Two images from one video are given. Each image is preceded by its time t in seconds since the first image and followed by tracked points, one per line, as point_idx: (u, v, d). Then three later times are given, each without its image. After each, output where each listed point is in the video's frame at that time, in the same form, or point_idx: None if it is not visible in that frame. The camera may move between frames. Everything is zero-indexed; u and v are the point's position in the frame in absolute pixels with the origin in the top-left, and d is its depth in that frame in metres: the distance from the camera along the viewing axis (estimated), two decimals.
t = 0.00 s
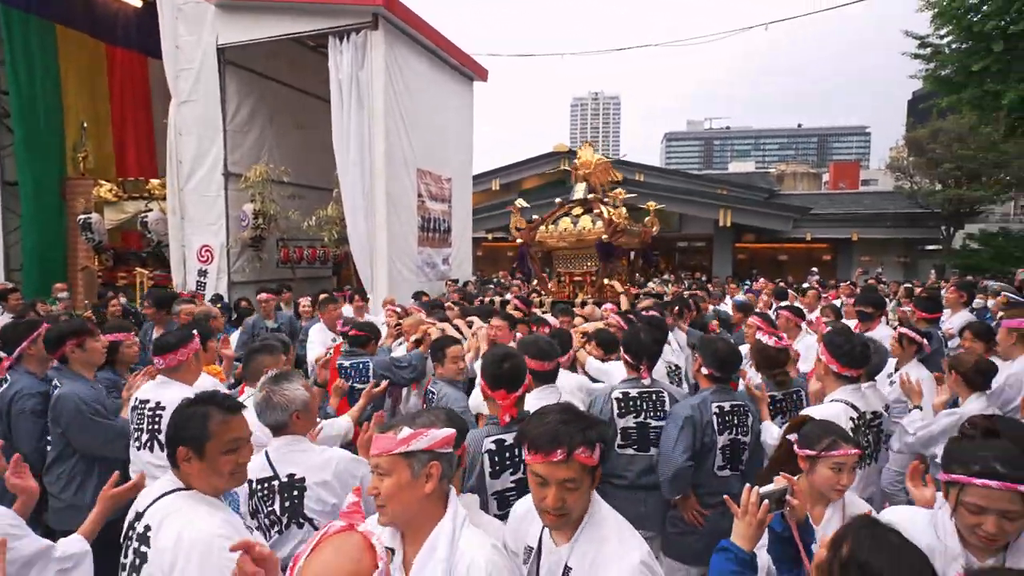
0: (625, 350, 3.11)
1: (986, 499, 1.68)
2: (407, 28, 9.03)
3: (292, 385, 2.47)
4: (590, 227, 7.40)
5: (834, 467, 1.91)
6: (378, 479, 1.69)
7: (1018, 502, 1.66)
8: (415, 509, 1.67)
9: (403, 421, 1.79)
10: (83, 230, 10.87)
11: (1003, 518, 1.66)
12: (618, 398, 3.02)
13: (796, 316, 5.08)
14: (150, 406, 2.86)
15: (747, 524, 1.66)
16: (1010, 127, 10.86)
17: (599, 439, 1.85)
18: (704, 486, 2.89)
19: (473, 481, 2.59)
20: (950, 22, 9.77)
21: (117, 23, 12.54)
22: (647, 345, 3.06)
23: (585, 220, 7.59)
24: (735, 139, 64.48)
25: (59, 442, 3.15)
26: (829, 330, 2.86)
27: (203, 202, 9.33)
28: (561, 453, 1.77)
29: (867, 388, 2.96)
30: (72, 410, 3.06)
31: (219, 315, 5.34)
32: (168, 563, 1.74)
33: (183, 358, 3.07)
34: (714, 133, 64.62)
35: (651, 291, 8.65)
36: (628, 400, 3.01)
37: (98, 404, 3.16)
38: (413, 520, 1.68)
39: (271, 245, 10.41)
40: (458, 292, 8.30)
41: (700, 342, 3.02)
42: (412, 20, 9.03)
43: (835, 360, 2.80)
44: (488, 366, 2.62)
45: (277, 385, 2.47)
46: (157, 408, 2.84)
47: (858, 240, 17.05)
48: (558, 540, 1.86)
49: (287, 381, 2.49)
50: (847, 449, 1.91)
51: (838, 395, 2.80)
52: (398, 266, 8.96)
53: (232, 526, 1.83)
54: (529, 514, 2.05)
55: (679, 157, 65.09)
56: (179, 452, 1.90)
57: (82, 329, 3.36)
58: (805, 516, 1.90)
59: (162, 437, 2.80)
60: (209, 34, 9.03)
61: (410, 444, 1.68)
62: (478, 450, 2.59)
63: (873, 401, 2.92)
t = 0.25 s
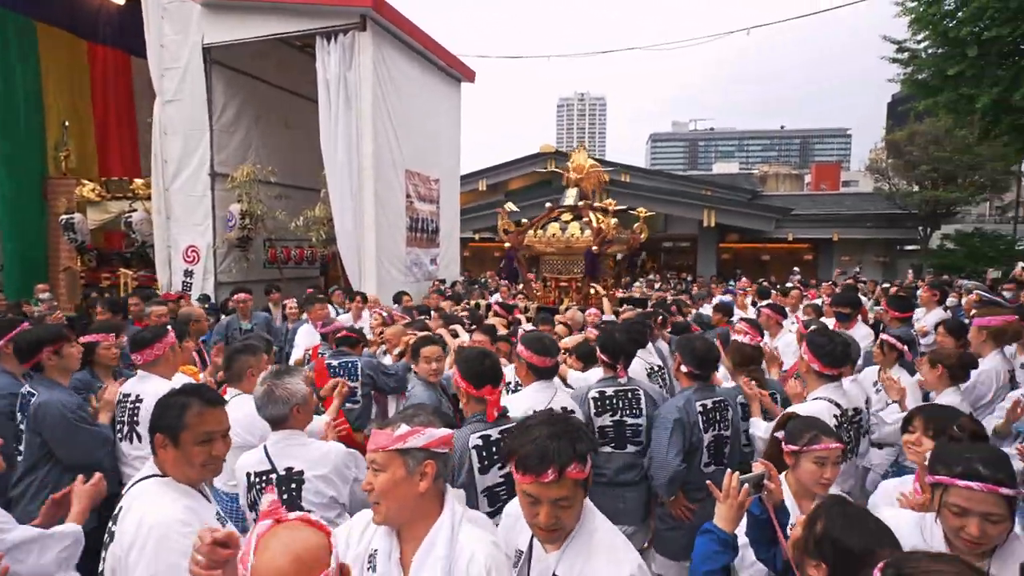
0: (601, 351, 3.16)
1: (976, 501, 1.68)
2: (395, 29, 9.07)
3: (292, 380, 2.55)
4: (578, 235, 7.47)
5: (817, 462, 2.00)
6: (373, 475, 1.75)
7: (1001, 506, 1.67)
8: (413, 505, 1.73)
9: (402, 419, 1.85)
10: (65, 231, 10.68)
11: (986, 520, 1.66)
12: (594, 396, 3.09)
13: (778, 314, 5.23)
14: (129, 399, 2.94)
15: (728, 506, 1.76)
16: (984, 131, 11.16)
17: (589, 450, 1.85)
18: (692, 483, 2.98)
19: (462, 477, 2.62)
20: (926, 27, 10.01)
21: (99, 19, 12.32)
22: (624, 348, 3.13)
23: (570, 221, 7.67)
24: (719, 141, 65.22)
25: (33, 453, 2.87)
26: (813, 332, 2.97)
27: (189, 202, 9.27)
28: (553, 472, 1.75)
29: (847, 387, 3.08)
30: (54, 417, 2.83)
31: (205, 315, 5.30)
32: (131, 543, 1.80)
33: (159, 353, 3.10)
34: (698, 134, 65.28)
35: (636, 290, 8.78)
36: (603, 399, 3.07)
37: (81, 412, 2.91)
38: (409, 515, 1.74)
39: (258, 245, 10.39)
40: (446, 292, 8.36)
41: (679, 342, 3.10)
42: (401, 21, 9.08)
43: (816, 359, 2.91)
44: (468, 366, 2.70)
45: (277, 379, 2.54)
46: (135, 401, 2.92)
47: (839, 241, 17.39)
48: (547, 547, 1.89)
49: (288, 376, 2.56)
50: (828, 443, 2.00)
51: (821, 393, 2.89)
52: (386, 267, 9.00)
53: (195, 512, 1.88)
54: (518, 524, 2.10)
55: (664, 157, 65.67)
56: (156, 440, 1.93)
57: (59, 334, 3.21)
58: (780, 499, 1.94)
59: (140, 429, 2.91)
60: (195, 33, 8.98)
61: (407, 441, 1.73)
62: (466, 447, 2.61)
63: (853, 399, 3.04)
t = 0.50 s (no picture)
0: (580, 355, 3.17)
1: (976, 504, 1.59)
2: (383, 30, 9.06)
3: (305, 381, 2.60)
4: (561, 229, 7.53)
5: (799, 462, 2.06)
6: (352, 481, 1.67)
7: (1000, 508, 1.58)
8: (391, 516, 1.65)
9: (382, 426, 1.79)
10: (47, 231, 10.53)
11: (982, 522, 1.58)
12: (572, 398, 3.15)
13: (765, 315, 5.33)
14: (117, 394, 2.96)
15: (715, 501, 1.83)
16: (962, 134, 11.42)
17: (600, 491, 1.54)
18: (678, 484, 3.02)
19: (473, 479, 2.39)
20: (906, 32, 10.28)
21: (82, 20, 12.33)
22: (602, 350, 3.15)
23: (555, 220, 7.72)
24: (705, 142, 65.88)
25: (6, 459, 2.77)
26: (806, 328, 3.06)
27: (176, 203, 9.20)
28: (553, 517, 1.48)
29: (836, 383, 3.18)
30: (34, 420, 2.78)
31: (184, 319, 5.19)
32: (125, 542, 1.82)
33: (142, 352, 3.13)
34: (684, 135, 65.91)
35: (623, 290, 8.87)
36: (582, 400, 3.13)
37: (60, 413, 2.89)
38: (385, 524, 1.65)
39: (246, 246, 10.36)
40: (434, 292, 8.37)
41: (655, 346, 3.14)
42: (389, 22, 9.07)
43: (809, 354, 2.99)
44: (468, 361, 2.49)
45: (289, 381, 2.58)
46: (124, 396, 2.95)
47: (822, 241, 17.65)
48: None
49: (300, 378, 2.60)
50: (813, 447, 2.05)
51: (814, 387, 2.98)
52: (375, 267, 9.01)
53: (188, 507, 1.92)
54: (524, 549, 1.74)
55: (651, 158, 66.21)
56: (145, 442, 1.94)
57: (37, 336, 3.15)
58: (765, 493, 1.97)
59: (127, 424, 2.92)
60: (181, 33, 8.93)
61: (388, 451, 1.64)
62: (473, 447, 2.40)
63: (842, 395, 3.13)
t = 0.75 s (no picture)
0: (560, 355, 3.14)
1: (954, 500, 1.61)
2: (373, 30, 9.07)
3: (329, 382, 2.63)
4: (550, 236, 7.55)
5: (785, 454, 2.14)
6: (305, 481, 1.71)
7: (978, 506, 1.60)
8: (345, 513, 1.69)
9: (336, 428, 1.81)
10: (29, 230, 10.37)
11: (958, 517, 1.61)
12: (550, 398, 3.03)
13: (756, 315, 5.42)
14: (104, 391, 2.93)
15: (703, 493, 1.88)
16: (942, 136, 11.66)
17: (615, 515, 1.44)
18: (667, 483, 3.05)
19: (500, 477, 2.33)
20: (888, 36, 10.52)
21: (65, 16, 12.08)
22: (584, 351, 3.11)
23: (542, 222, 7.77)
24: (692, 142, 66.41)
25: None
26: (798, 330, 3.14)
27: (162, 202, 9.12)
28: (561, 549, 1.38)
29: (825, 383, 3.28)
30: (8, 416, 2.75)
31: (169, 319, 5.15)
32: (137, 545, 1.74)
33: (131, 350, 3.13)
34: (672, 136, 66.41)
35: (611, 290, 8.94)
36: (560, 400, 3.02)
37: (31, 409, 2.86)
38: (341, 521, 1.71)
39: (233, 246, 10.30)
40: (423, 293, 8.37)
41: (636, 349, 3.23)
42: (378, 21, 9.07)
43: (801, 354, 3.07)
44: (481, 359, 2.50)
45: (314, 379, 2.61)
46: (109, 393, 2.92)
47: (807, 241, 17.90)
48: None
49: (324, 377, 2.64)
50: (801, 437, 2.13)
51: (805, 387, 3.05)
52: (365, 267, 9.01)
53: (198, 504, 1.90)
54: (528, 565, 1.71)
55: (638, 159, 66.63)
56: (156, 442, 1.91)
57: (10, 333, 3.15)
58: (750, 483, 2.04)
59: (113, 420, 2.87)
60: (167, 31, 8.85)
61: (339, 452, 1.66)
62: (495, 444, 2.37)
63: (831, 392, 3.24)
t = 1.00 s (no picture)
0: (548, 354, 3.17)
1: (918, 492, 1.65)
2: (363, 30, 9.07)
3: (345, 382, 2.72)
4: (536, 227, 7.55)
5: (773, 453, 2.19)
6: (265, 476, 1.74)
7: (940, 497, 1.64)
8: (303, 508, 1.72)
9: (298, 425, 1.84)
10: (13, 230, 10.20)
11: (920, 507, 1.64)
12: (535, 398, 3.02)
13: (747, 314, 5.50)
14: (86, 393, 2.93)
15: (691, 487, 1.92)
16: (926, 137, 11.85)
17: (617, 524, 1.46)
18: (656, 482, 3.11)
19: (507, 479, 2.37)
20: (873, 38, 10.71)
21: (49, 13, 11.79)
22: (571, 351, 3.15)
23: (530, 217, 7.73)
24: (680, 143, 66.84)
25: None
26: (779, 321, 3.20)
27: (150, 202, 9.05)
28: (564, 559, 1.39)
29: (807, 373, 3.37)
30: None
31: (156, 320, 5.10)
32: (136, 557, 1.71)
33: (116, 351, 3.11)
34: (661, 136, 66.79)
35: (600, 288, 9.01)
36: (545, 400, 3.01)
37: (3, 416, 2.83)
38: (300, 517, 1.73)
39: (222, 246, 10.25)
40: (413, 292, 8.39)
41: (622, 346, 3.25)
42: (368, 21, 9.06)
43: (787, 347, 3.13)
44: (490, 360, 2.49)
45: (332, 379, 2.69)
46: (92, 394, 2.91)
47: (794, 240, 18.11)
48: None
49: (339, 378, 2.70)
50: (789, 437, 2.18)
51: (791, 376, 3.12)
52: (356, 267, 9.01)
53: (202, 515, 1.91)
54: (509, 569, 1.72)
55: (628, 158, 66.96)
56: (168, 445, 1.94)
57: None
58: (737, 478, 2.10)
59: (95, 420, 2.85)
60: (155, 29, 8.78)
61: (300, 447, 1.71)
62: (504, 447, 2.40)
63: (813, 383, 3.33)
